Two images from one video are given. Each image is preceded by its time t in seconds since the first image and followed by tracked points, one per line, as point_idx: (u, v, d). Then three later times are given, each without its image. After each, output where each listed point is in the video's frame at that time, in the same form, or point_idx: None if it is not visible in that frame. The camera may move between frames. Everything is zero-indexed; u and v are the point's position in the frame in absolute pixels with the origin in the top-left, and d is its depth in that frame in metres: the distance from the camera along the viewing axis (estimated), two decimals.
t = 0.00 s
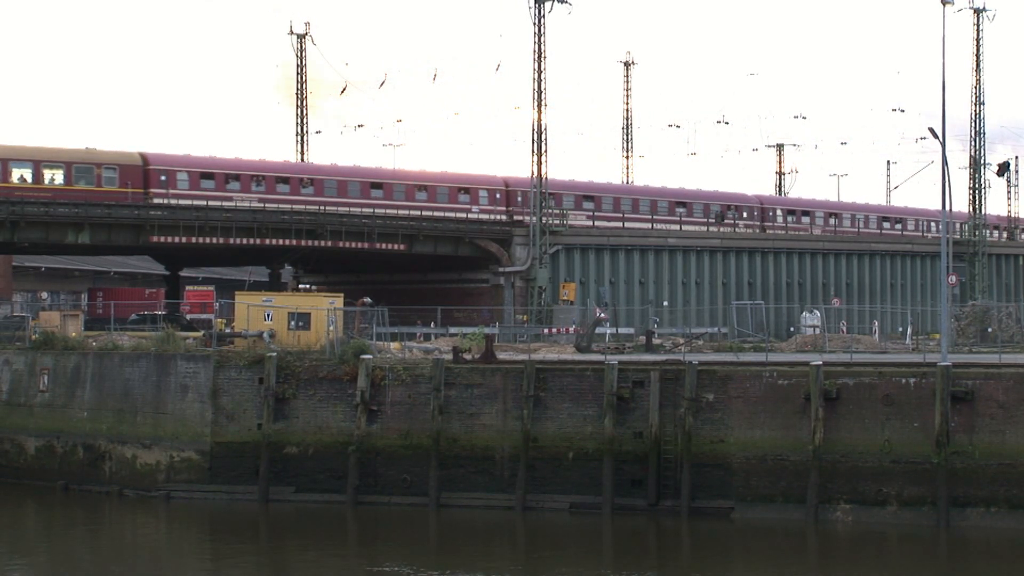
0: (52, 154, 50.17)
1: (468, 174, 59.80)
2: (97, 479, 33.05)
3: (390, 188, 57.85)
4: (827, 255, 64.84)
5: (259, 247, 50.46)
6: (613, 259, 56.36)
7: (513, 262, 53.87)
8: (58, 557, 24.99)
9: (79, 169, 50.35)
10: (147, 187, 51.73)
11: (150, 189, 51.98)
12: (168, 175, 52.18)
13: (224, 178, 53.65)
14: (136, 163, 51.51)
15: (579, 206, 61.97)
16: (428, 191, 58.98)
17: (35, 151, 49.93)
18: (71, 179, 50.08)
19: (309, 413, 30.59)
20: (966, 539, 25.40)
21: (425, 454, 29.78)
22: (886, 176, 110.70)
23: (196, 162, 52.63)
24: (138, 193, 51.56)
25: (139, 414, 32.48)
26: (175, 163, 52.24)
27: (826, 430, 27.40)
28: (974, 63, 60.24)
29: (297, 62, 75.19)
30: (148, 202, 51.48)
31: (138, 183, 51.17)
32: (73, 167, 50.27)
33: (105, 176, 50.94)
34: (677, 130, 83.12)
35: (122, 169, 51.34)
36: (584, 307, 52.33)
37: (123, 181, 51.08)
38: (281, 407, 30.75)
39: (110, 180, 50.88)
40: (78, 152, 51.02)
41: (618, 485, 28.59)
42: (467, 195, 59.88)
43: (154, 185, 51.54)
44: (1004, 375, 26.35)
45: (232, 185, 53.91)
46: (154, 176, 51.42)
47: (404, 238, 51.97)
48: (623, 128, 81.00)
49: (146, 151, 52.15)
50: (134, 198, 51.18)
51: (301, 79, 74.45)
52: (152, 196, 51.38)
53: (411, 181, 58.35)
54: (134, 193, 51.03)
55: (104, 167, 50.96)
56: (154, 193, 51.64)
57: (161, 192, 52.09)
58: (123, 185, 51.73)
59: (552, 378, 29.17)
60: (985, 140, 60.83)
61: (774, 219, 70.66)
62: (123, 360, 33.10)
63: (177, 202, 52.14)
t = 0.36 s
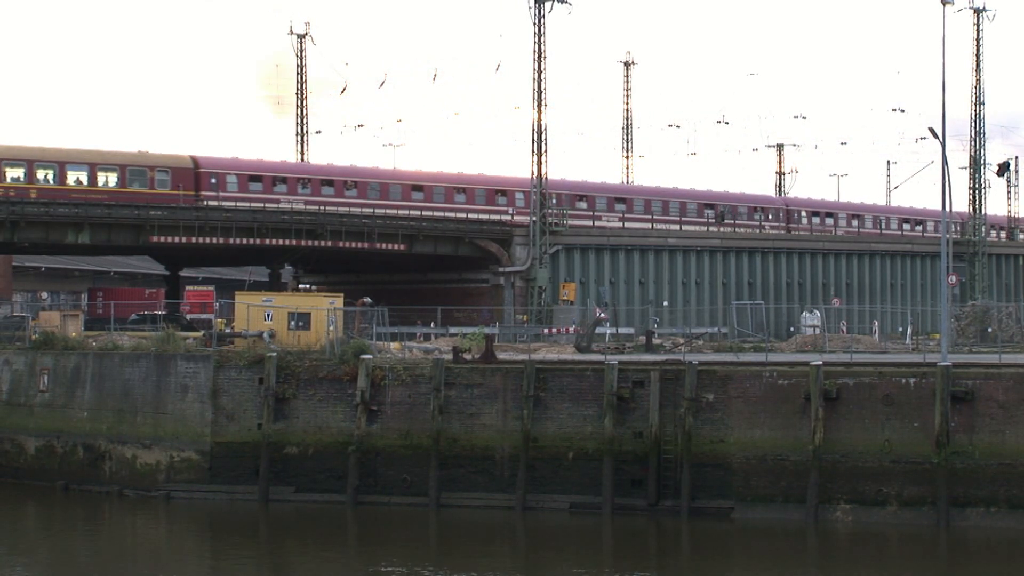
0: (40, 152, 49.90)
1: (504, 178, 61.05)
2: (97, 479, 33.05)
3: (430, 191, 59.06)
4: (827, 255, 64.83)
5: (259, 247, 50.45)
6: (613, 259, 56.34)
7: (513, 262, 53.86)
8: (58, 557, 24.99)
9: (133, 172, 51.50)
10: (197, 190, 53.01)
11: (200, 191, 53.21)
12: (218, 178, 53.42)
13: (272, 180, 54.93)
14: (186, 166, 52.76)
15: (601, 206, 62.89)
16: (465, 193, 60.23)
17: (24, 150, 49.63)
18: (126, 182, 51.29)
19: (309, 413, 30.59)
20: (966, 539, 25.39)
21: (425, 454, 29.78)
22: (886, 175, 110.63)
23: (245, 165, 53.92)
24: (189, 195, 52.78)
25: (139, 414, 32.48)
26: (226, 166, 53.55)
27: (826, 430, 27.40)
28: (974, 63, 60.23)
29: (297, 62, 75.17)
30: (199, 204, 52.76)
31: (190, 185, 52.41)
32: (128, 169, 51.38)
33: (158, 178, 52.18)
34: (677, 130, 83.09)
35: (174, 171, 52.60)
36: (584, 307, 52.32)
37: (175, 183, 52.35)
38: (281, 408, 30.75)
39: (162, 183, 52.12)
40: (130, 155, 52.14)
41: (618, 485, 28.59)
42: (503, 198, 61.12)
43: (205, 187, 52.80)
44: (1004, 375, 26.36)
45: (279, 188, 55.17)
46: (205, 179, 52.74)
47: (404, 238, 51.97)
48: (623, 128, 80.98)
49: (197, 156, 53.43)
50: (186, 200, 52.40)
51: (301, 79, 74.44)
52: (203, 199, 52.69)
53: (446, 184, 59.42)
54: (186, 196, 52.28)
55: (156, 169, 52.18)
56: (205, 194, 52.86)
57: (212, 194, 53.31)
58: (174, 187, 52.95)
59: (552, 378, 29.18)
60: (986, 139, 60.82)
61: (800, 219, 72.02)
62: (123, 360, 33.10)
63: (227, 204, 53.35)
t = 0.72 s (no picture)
0: (19, 152, 49.16)
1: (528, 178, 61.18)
2: (97, 479, 33.03)
3: (469, 193, 59.84)
4: (827, 255, 64.82)
5: (259, 247, 50.44)
6: (613, 259, 56.34)
7: (513, 262, 53.85)
8: (58, 557, 24.99)
9: (184, 174, 52.49)
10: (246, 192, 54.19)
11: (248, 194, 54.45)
12: (264, 181, 54.61)
13: (316, 183, 56.04)
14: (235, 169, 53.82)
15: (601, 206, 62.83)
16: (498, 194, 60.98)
17: (6, 149, 48.92)
18: (177, 184, 52.30)
19: (309, 413, 30.60)
20: (966, 539, 25.40)
21: (425, 454, 29.78)
22: (887, 175, 110.59)
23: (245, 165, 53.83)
24: (238, 198, 53.93)
25: (139, 414, 32.47)
26: (272, 168, 54.78)
27: (826, 431, 27.39)
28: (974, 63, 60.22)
29: (297, 62, 75.15)
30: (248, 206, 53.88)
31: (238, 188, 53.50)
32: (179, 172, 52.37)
33: (208, 181, 53.19)
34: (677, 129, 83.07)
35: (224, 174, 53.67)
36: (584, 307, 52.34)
37: (225, 186, 53.47)
38: (281, 408, 30.75)
39: (212, 185, 53.14)
40: (148, 155, 52.48)
41: (618, 485, 28.60)
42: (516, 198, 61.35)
43: (253, 190, 54.06)
44: (1004, 375, 26.38)
45: (323, 190, 56.26)
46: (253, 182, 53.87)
47: (404, 238, 51.97)
48: (623, 128, 80.96)
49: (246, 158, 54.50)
50: (234, 203, 53.66)
51: (301, 79, 74.41)
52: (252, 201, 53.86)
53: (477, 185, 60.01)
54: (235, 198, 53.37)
55: (207, 172, 53.16)
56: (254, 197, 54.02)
57: (259, 197, 54.50)
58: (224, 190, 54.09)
59: (552, 378, 29.18)
60: (986, 139, 60.82)
61: (825, 220, 73.21)
62: (123, 360, 33.10)
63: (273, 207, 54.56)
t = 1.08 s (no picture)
0: (40, 154, 48.51)
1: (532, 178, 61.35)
2: (96, 480, 33.03)
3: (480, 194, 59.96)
4: (827, 255, 64.83)
5: (259, 247, 50.43)
6: (613, 260, 56.33)
7: (513, 262, 53.83)
8: (58, 557, 24.98)
9: (235, 177, 53.34)
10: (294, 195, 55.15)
11: (295, 195, 55.35)
12: (310, 184, 55.46)
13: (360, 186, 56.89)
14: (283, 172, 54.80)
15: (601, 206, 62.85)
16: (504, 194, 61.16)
17: (58, 153, 49.04)
18: (227, 188, 53.12)
19: (309, 413, 30.60)
20: (966, 539, 25.40)
21: (425, 454, 29.78)
22: (887, 176, 110.53)
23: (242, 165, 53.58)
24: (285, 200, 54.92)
25: (139, 414, 32.47)
26: (318, 172, 55.59)
27: (826, 431, 27.39)
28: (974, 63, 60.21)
29: (297, 62, 75.14)
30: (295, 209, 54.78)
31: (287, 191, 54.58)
32: (229, 175, 53.17)
33: (257, 184, 54.19)
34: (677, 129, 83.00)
35: (272, 177, 54.60)
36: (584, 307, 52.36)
37: (273, 189, 54.55)
38: (280, 408, 30.75)
39: (262, 188, 54.15)
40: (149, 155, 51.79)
41: (618, 485, 28.61)
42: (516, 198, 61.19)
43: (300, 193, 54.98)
44: (1004, 375, 26.39)
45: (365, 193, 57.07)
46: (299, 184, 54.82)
47: (404, 238, 51.97)
48: (623, 128, 80.94)
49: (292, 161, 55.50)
50: (282, 205, 54.67)
51: (301, 79, 74.40)
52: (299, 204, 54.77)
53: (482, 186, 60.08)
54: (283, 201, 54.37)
55: (256, 174, 54.13)
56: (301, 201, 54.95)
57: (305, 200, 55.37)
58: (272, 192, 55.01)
59: (552, 378, 29.18)
60: (986, 139, 60.81)
61: (848, 223, 74.63)
62: (123, 360, 33.10)
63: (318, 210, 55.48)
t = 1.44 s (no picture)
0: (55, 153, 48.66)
1: (531, 178, 61.37)
2: (96, 480, 33.04)
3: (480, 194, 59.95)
4: (827, 255, 64.83)
5: (258, 247, 50.44)
6: (613, 260, 56.33)
7: (513, 262, 53.81)
8: (58, 557, 24.97)
9: (282, 180, 54.18)
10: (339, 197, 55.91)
11: (339, 198, 55.98)
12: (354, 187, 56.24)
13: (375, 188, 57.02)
14: (328, 175, 55.63)
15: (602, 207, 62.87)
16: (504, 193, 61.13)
17: (113, 155, 49.89)
18: (275, 190, 54.02)
19: (309, 413, 30.60)
20: (966, 539, 25.39)
21: (425, 454, 29.78)
22: (887, 175, 110.47)
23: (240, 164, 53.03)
24: (330, 202, 55.70)
25: (139, 414, 32.47)
26: (361, 176, 56.39)
27: (826, 431, 27.39)
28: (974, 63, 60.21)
29: (297, 62, 75.16)
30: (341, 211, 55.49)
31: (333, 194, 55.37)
32: (277, 178, 54.05)
33: (303, 186, 55.05)
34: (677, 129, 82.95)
35: (318, 180, 55.43)
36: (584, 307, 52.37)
37: (319, 191, 55.32)
38: (280, 408, 30.76)
39: (308, 191, 55.05)
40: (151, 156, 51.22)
41: (618, 485, 28.61)
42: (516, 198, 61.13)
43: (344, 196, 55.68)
44: (1005, 375, 26.39)
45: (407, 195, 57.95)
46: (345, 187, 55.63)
47: (404, 238, 51.96)
48: (623, 128, 80.93)
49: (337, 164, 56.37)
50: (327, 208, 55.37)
51: (302, 79, 74.41)
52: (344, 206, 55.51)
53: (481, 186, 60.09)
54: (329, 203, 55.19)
55: (303, 177, 55.03)
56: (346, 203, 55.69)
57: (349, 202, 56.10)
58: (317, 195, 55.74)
59: (552, 378, 29.18)
60: (986, 139, 60.80)
61: (870, 223, 76.20)
62: (123, 360, 33.10)
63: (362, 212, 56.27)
